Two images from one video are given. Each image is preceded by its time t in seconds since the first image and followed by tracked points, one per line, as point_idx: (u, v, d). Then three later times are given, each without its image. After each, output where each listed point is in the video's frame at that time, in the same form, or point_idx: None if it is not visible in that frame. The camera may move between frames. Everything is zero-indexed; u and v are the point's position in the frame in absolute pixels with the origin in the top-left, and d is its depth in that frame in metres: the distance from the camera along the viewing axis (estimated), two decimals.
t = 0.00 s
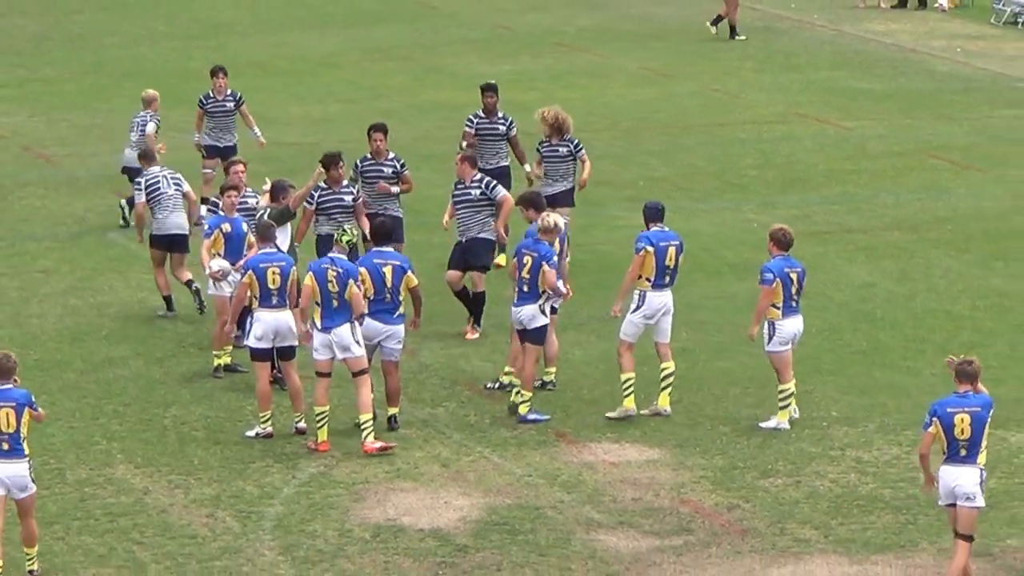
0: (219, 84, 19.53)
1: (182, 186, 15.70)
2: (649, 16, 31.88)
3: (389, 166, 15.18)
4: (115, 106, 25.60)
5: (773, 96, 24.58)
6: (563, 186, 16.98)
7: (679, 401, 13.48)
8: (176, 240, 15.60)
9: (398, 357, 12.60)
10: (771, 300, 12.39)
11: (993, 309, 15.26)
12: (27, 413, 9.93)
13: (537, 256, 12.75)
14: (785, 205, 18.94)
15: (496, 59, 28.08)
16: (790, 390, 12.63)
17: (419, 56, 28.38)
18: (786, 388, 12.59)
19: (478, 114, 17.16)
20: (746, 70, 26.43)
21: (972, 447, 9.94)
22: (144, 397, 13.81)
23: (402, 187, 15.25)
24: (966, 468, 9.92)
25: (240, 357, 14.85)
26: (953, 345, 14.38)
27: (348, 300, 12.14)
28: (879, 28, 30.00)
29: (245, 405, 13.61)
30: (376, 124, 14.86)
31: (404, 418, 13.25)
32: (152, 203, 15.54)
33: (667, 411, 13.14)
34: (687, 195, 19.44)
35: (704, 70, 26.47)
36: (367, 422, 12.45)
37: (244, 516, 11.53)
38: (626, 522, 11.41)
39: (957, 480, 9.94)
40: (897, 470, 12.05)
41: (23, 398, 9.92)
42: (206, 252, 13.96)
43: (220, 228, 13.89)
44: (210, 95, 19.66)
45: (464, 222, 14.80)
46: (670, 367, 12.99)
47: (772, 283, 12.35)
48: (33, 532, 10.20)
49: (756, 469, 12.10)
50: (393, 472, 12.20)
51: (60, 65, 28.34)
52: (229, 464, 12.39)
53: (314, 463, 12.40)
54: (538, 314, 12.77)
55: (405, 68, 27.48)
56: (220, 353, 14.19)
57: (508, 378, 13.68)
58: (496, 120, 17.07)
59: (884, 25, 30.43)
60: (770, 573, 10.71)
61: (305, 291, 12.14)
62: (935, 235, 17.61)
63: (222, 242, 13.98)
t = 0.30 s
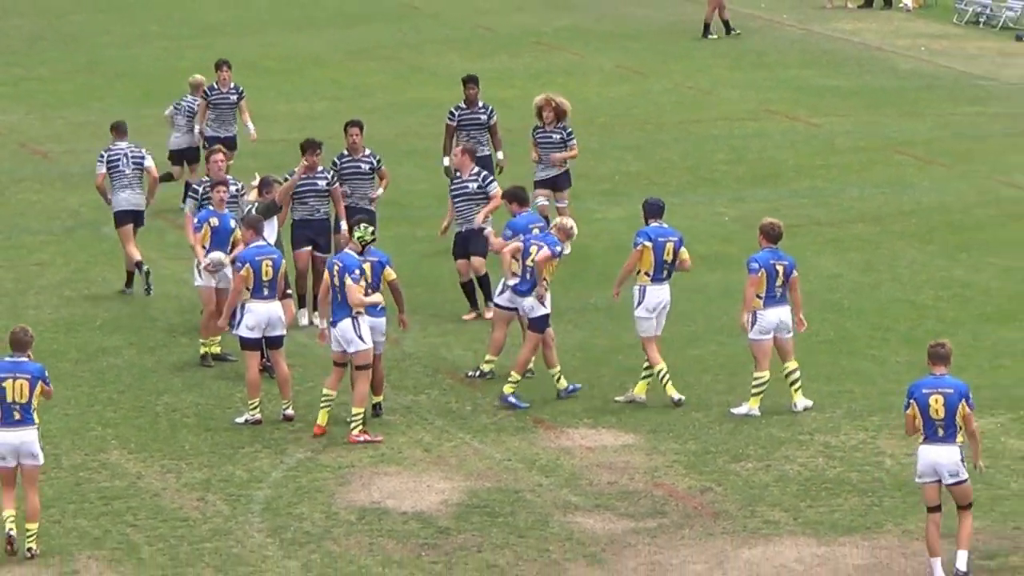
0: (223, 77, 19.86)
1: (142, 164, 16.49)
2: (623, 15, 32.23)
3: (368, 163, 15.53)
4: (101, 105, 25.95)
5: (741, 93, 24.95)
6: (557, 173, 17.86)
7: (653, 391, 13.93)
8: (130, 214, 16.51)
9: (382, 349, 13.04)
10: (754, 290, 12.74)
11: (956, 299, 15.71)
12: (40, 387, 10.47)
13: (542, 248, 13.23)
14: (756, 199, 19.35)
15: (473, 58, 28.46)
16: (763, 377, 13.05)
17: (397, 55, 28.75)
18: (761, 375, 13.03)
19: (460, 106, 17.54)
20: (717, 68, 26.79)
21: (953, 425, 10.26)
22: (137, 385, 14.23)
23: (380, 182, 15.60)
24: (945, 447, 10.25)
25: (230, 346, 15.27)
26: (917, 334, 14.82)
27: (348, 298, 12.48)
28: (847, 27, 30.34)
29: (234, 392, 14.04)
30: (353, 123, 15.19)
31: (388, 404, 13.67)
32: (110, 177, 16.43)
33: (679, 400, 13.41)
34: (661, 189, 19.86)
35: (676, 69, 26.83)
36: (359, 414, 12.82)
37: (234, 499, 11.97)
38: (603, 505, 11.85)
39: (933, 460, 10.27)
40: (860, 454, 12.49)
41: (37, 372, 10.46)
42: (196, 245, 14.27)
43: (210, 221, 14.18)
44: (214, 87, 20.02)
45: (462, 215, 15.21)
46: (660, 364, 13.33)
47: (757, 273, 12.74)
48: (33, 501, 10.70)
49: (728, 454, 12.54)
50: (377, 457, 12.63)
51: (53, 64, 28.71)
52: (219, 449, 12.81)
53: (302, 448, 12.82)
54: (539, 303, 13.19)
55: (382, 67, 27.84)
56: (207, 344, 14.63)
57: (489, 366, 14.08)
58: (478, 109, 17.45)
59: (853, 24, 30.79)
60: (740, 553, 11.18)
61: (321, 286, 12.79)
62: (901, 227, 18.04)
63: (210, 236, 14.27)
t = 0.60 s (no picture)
0: (213, 72, 20.48)
1: (104, 148, 17.45)
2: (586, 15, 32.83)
3: (336, 155, 16.45)
4: (79, 102, 26.43)
5: (698, 89, 25.54)
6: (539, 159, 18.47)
7: (619, 372, 14.57)
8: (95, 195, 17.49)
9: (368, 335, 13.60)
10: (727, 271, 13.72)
11: (907, 284, 16.39)
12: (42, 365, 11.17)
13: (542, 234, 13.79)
14: (715, 190, 19.95)
15: (439, 55, 29.03)
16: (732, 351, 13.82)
17: (365, 53, 29.31)
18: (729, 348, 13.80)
19: (442, 97, 18.16)
20: (677, 66, 27.38)
21: (920, 402, 10.87)
22: (127, 366, 14.84)
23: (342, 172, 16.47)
24: (912, 423, 10.88)
25: (217, 329, 15.89)
26: (869, 318, 15.49)
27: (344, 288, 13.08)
28: (803, 27, 30.99)
29: (220, 373, 14.65)
30: (318, 113, 16.02)
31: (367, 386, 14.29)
32: (75, 160, 17.30)
33: (648, 385, 14.07)
34: (624, 181, 20.47)
35: (636, 66, 27.44)
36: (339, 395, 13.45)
37: (219, 475, 12.61)
38: (570, 480, 12.52)
39: (900, 434, 10.90)
40: (812, 430, 13.17)
41: (40, 351, 11.16)
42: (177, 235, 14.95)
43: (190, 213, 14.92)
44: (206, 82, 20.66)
45: (454, 197, 16.18)
46: (645, 348, 14.05)
47: (733, 256, 13.72)
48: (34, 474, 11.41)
49: (689, 432, 13.21)
50: (355, 435, 13.27)
51: (43, 62, 29.25)
52: (205, 428, 13.42)
53: (284, 427, 13.44)
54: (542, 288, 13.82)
55: (350, 64, 28.40)
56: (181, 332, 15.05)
57: (462, 348, 14.71)
58: (458, 103, 18.02)
59: (808, 23, 31.41)
60: (701, 526, 11.89)
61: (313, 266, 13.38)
62: (855, 216, 18.70)
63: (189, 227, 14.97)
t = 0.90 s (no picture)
0: (195, 68, 21.33)
1: (64, 136, 18.65)
2: (539, 14, 33.72)
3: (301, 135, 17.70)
4: (58, 98, 27.24)
5: (641, 86, 26.40)
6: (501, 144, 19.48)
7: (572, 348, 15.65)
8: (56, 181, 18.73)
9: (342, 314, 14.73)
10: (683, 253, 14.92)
11: (842, 262, 17.51)
12: (36, 327, 12.34)
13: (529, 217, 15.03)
14: (658, 177, 20.87)
15: (395, 53, 29.90)
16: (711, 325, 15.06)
17: (321, 53, 30.14)
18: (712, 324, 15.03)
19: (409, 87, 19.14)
20: (625, 63, 28.28)
21: (869, 370, 12.11)
22: (115, 342, 15.80)
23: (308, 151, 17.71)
24: (865, 388, 12.08)
25: (198, 307, 16.88)
26: (805, 296, 16.62)
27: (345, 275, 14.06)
28: (741, 28, 31.70)
29: (201, 349, 15.63)
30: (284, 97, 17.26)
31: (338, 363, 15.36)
32: (35, 149, 18.59)
33: (599, 359, 15.14)
34: (577, 168, 21.46)
35: (579, 64, 28.19)
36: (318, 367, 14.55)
37: (201, 444, 13.68)
38: (527, 448, 13.65)
39: (857, 399, 12.11)
40: (749, 403, 14.32)
41: (35, 313, 12.37)
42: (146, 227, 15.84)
43: (154, 205, 15.75)
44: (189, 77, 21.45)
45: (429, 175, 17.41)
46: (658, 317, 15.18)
47: (689, 239, 14.88)
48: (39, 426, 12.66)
49: (638, 404, 14.35)
50: (327, 407, 14.34)
51: (25, 60, 30.06)
52: (188, 400, 14.44)
53: (261, 399, 14.50)
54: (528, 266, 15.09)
55: (309, 63, 29.25)
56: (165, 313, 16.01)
57: (427, 326, 15.74)
58: (425, 94, 19.02)
59: (750, 21, 32.40)
60: (648, 491, 13.09)
61: (298, 253, 14.52)
62: (796, 201, 19.74)
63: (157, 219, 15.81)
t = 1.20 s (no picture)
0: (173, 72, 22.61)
1: (33, 133, 20.40)
2: (485, 24, 35.31)
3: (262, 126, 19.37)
4: (39, 102, 28.58)
5: (577, 88, 27.90)
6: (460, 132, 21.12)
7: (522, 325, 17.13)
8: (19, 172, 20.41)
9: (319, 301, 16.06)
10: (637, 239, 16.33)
11: (768, 249, 19.00)
12: (40, 306, 13.66)
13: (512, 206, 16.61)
14: (599, 169, 22.34)
15: (345, 60, 31.34)
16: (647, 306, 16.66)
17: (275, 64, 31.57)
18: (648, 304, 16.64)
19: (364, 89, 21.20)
20: (567, 67, 29.83)
21: (802, 346, 13.75)
22: (101, 322, 17.20)
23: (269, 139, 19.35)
24: (799, 361, 13.69)
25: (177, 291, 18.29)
26: (732, 280, 18.12)
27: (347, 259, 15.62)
28: (671, 36, 33.24)
29: (181, 328, 17.06)
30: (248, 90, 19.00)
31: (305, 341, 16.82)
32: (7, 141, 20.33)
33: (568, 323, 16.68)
34: (522, 162, 22.92)
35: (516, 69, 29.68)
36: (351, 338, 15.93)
37: (180, 414, 15.11)
38: (477, 419, 15.07)
39: (792, 372, 13.69)
40: (680, 378, 15.81)
41: (38, 295, 13.67)
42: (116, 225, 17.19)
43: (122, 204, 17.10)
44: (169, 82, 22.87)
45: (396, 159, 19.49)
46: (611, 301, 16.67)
47: (639, 227, 16.32)
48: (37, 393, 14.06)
49: (578, 378, 15.84)
50: (295, 380, 15.80)
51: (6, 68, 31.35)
52: (168, 374, 15.88)
53: (235, 372, 15.95)
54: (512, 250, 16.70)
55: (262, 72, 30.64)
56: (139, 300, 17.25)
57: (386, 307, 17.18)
58: (378, 93, 21.13)
59: (683, 31, 33.97)
60: (589, 458, 14.51)
61: (286, 243, 15.80)
62: (726, 192, 21.22)
63: (126, 217, 17.15)
